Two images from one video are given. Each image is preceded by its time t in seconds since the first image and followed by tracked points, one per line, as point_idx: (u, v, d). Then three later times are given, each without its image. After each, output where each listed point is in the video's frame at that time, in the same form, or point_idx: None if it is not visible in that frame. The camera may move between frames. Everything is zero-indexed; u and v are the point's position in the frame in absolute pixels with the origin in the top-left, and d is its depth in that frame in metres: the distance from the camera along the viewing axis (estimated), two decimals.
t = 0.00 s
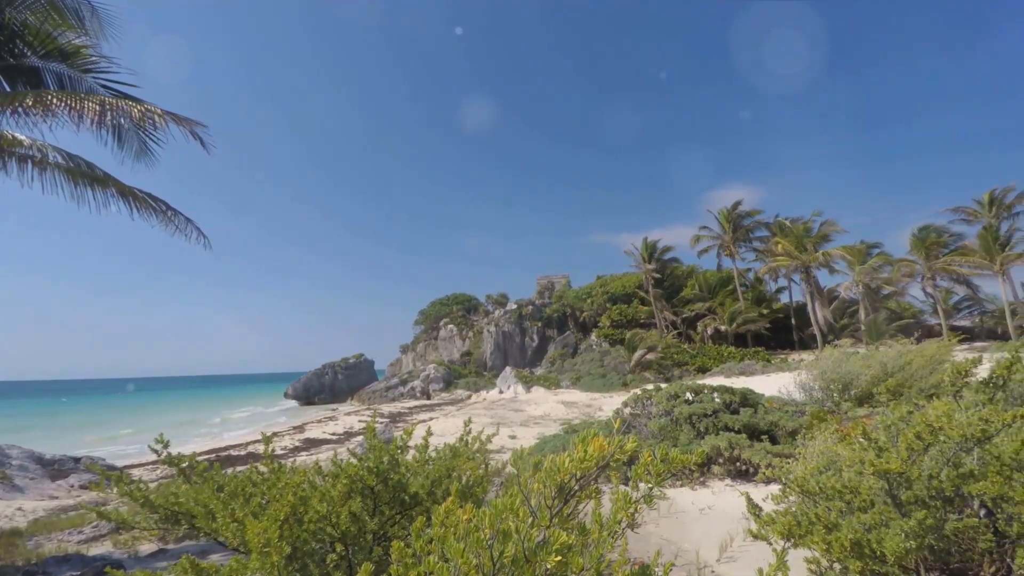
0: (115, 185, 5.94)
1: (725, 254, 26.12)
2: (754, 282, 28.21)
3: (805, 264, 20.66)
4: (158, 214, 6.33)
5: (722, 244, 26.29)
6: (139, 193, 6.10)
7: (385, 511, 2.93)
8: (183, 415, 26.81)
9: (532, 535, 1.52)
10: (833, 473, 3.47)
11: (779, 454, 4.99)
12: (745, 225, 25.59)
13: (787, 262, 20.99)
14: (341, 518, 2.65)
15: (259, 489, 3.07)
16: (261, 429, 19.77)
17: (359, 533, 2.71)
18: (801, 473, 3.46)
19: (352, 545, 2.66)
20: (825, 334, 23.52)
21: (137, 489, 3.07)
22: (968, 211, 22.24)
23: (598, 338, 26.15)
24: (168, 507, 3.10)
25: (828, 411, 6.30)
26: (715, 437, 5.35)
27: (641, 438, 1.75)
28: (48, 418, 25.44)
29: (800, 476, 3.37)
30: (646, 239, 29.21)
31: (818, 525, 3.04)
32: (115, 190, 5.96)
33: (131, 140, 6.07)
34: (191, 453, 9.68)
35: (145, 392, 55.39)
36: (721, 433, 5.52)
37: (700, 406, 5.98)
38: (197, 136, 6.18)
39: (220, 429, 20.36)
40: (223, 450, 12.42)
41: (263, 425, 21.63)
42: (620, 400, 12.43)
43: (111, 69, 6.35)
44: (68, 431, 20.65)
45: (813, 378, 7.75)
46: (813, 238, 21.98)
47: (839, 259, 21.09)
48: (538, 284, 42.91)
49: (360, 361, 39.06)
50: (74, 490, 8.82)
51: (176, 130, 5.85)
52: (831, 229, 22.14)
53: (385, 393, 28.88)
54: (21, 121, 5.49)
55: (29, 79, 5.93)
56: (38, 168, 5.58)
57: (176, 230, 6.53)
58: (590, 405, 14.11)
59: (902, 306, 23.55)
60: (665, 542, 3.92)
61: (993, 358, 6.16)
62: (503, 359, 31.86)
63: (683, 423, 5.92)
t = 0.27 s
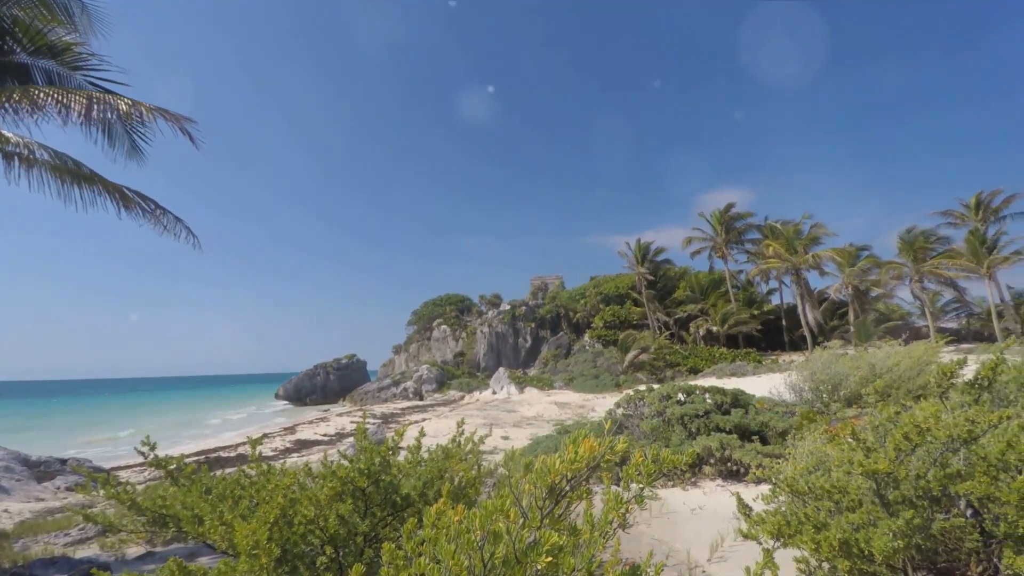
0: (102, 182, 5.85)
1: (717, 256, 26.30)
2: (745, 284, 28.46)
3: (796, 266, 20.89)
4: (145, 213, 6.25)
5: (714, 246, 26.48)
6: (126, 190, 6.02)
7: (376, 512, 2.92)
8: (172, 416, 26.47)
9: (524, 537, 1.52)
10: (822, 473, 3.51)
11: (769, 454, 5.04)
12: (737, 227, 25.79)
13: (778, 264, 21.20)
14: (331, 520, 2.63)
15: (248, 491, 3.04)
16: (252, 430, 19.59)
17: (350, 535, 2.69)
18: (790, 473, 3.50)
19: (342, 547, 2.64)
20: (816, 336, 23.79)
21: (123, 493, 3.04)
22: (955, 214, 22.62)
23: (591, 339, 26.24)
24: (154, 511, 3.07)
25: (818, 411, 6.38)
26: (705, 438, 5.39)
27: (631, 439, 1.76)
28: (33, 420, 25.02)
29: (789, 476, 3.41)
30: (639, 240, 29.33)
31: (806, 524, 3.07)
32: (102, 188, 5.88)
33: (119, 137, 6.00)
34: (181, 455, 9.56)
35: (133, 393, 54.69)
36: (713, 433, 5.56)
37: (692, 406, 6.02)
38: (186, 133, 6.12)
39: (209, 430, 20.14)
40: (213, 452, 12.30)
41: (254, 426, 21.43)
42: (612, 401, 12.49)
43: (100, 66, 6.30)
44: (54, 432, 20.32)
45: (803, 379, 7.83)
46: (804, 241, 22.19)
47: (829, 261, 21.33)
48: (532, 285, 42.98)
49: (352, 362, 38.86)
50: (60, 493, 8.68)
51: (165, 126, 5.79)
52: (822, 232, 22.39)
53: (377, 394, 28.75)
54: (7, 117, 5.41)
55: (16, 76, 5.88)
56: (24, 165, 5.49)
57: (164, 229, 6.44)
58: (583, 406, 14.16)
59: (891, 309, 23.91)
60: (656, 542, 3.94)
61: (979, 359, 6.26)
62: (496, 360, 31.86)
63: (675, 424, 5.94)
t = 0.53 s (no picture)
0: (129, 187, 5.94)
1: (737, 274, 25.83)
2: (767, 305, 27.93)
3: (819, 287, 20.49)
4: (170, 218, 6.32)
5: (733, 265, 26.09)
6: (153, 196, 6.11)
7: (392, 530, 2.81)
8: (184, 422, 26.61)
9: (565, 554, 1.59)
10: (853, 507, 3.31)
11: (793, 485, 4.83)
12: (757, 246, 25.41)
13: (800, 284, 20.79)
14: (350, 535, 2.54)
15: (269, 501, 2.95)
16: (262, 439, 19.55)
17: (366, 552, 2.57)
18: (819, 506, 3.24)
19: (358, 565, 2.52)
20: (841, 361, 23.14)
21: (145, 498, 2.99)
22: (988, 237, 21.99)
23: (605, 356, 25.93)
24: (175, 516, 3.00)
25: (845, 442, 6.15)
26: (726, 465, 5.20)
27: (670, 462, 1.86)
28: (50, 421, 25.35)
29: (816, 509, 3.13)
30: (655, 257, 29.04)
31: (838, 563, 2.78)
32: (129, 194, 5.97)
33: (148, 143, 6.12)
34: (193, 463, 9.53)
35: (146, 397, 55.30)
36: (734, 460, 5.36)
37: (711, 431, 5.82)
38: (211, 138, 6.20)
39: (221, 438, 20.15)
40: (225, 460, 12.28)
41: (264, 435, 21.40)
42: (628, 422, 12.22)
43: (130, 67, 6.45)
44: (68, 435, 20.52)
45: (829, 407, 7.59)
46: (828, 262, 21.71)
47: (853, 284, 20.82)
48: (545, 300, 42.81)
49: (364, 373, 38.91)
50: (74, 498, 8.70)
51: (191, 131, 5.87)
52: (845, 253, 21.92)
53: (387, 406, 28.64)
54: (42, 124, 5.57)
55: (48, 77, 6.01)
56: (56, 171, 5.62)
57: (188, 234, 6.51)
58: (597, 426, 13.87)
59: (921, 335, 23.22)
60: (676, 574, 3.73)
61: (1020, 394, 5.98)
62: (508, 374, 31.65)
63: (694, 449, 5.76)
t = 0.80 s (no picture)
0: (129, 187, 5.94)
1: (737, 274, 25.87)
2: (766, 305, 27.94)
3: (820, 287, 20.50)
4: (171, 219, 6.32)
5: (733, 265, 26.10)
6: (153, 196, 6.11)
7: (392, 530, 2.80)
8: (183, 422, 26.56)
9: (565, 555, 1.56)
10: (853, 507, 3.30)
11: (793, 485, 4.82)
12: (756, 246, 25.42)
13: (801, 284, 20.81)
14: (350, 535, 2.54)
15: (267, 502, 2.96)
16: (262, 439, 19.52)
17: (366, 552, 2.56)
18: (819, 506, 3.22)
19: (358, 565, 2.51)
20: (841, 361, 23.15)
21: (145, 497, 3.01)
22: (988, 237, 22.02)
23: (605, 356, 25.92)
24: (176, 516, 3.01)
25: (844, 442, 6.15)
26: (727, 465, 5.20)
27: (671, 462, 1.84)
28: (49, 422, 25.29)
29: (817, 509, 3.11)
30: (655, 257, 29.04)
31: (837, 562, 2.78)
32: (129, 193, 5.97)
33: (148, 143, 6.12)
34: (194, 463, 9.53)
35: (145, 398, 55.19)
36: (734, 460, 5.36)
37: (712, 432, 5.82)
38: (211, 138, 6.20)
39: (220, 438, 20.13)
40: (225, 460, 12.28)
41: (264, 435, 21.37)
42: (628, 422, 12.21)
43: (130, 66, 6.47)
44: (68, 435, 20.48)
45: (828, 407, 7.59)
46: (828, 262, 21.71)
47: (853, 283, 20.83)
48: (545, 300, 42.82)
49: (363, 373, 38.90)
50: (73, 498, 8.70)
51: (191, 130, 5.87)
52: (845, 253, 21.92)
53: (387, 407, 28.62)
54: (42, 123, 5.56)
55: (48, 78, 6.03)
56: (56, 171, 5.62)
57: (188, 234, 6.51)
58: (596, 426, 13.86)
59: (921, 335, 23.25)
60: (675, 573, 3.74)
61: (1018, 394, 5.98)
62: (508, 374, 31.66)
63: (694, 449, 5.76)
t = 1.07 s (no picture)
0: (130, 187, 5.95)
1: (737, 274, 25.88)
2: (766, 305, 27.95)
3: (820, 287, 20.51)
4: (171, 218, 6.33)
5: (733, 265, 26.11)
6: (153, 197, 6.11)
7: (392, 530, 2.80)
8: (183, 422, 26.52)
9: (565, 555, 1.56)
10: (852, 508, 3.30)
11: (793, 485, 4.82)
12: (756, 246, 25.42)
13: (801, 284, 20.81)
14: (350, 535, 2.54)
15: (267, 502, 2.96)
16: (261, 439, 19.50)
17: (366, 552, 2.56)
18: (819, 507, 3.22)
19: (358, 565, 2.51)
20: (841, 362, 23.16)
21: (146, 497, 3.02)
22: (988, 237, 22.03)
23: (605, 357, 25.92)
24: (177, 516, 3.02)
25: (844, 441, 6.15)
26: (727, 465, 5.20)
27: (670, 462, 1.84)
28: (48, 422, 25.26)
29: (817, 510, 3.11)
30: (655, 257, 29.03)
31: (837, 562, 2.78)
32: (130, 193, 5.97)
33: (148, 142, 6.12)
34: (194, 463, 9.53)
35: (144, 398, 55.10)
36: (733, 460, 5.36)
37: (712, 431, 5.83)
38: (211, 138, 6.20)
39: (220, 438, 20.10)
40: (225, 461, 12.28)
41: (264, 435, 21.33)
42: (628, 422, 12.21)
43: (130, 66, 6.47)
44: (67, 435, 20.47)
45: (828, 407, 7.59)
46: (828, 262, 21.71)
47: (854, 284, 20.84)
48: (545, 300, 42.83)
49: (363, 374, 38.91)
50: (73, 498, 8.69)
51: (190, 130, 5.87)
52: (846, 253, 21.92)
53: (387, 407, 28.61)
54: (42, 123, 5.56)
55: (48, 78, 6.02)
56: (57, 171, 5.63)
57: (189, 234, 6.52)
58: (596, 427, 13.86)
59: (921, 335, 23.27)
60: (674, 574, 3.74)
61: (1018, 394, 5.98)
62: (508, 375, 31.67)
63: (694, 449, 5.76)
